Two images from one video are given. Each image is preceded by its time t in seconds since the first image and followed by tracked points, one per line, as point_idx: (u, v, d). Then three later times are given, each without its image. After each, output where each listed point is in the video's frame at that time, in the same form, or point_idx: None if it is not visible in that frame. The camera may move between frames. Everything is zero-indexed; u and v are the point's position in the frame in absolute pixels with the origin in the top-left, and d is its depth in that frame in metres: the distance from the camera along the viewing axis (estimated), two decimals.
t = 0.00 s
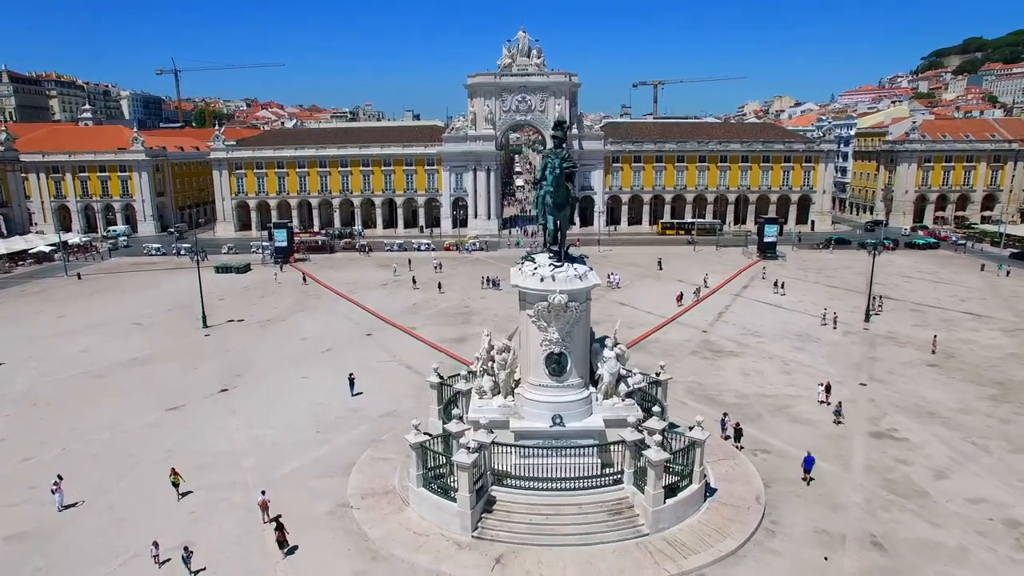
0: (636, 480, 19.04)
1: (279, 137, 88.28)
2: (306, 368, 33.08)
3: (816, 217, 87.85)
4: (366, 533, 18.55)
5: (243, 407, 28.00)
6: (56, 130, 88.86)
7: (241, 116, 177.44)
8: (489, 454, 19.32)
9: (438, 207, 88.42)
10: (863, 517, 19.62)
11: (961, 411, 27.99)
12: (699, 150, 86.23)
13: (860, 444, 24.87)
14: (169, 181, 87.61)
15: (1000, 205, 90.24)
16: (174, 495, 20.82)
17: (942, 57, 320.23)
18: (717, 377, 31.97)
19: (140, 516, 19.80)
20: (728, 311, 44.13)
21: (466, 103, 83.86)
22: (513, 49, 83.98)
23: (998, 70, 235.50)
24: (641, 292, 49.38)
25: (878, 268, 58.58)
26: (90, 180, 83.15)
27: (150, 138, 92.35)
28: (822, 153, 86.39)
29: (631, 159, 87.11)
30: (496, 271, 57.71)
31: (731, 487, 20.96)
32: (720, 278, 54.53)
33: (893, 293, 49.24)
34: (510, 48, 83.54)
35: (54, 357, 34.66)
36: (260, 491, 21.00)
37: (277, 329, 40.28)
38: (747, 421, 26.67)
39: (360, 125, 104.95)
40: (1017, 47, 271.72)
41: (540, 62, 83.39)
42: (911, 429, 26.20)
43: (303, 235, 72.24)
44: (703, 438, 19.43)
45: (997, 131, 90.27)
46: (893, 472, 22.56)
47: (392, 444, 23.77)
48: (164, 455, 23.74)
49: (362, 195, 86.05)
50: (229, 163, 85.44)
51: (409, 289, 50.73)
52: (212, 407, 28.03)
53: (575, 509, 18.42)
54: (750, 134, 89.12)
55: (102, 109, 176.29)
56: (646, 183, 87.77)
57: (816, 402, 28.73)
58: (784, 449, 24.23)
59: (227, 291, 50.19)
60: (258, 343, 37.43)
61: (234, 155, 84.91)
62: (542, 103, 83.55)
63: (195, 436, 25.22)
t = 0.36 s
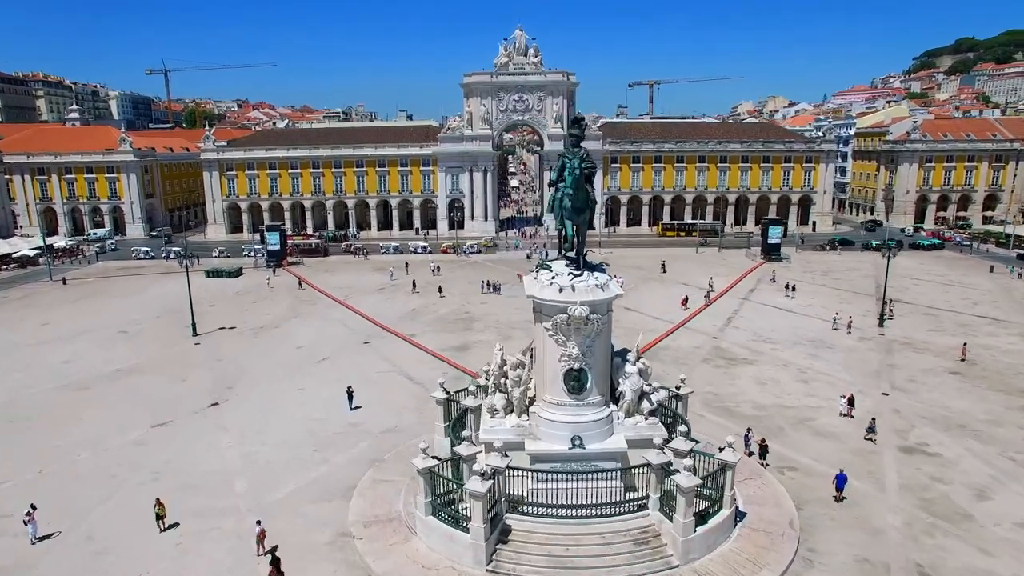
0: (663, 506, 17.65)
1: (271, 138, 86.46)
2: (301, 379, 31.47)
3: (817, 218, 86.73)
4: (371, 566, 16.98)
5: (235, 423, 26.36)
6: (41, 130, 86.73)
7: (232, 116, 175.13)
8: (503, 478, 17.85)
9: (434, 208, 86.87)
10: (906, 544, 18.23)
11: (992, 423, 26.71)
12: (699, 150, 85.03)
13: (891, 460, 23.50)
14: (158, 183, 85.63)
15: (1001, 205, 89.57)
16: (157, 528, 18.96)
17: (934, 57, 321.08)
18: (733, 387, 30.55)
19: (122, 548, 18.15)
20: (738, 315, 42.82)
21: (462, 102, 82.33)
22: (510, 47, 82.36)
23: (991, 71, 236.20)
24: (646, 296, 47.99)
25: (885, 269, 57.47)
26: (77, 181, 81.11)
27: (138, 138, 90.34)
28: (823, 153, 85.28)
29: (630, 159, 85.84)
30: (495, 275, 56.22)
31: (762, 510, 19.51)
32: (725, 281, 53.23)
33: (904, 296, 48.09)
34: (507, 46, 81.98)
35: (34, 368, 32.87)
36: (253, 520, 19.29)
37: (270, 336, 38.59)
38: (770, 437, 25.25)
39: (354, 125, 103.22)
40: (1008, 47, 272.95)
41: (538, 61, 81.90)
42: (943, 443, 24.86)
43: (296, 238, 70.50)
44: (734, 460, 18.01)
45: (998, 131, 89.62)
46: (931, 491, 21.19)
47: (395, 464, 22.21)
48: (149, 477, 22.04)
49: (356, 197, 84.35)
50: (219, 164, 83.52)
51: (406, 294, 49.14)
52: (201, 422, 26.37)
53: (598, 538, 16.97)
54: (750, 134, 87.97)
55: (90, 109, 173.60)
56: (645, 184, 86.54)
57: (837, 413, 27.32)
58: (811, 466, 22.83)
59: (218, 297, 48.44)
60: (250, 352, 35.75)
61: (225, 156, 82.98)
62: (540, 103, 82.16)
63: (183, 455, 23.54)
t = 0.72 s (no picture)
0: (685, 536, 16.21)
1: (253, 138, 84.19)
2: (287, 393, 29.71)
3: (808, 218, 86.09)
4: None
5: (218, 442, 24.61)
6: (13, 130, 83.74)
7: (212, 116, 171.81)
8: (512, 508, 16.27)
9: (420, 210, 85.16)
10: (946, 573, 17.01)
11: (1013, 434, 25.74)
12: (689, 150, 84.09)
13: (916, 476, 22.35)
14: (136, 185, 83.04)
15: (989, 204, 89.73)
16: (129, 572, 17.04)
17: (913, 58, 324.56)
18: (742, 398, 29.28)
19: None
20: (739, 320, 41.66)
21: (450, 101, 80.66)
22: (497, 46, 80.81)
23: (969, 72, 239.10)
24: (643, 300, 46.72)
25: (881, 271, 56.74)
26: (51, 183, 78.34)
27: (115, 138, 87.65)
28: (813, 154, 84.71)
29: (620, 159, 84.71)
30: (487, 279, 54.73)
31: (789, 537, 18.11)
32: (721, 283, 52.14)
33: (903, 298, 47.33)
34: (494, 44, 80.37)
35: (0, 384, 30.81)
36: (238, 558, 17.52)
37: (254, 346, 36.78)
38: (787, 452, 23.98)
39: (337, 125, 101.43)
40: (985, 49, 276.61)
41: (526, 59, 80.43)
42: (966, 457, 23.77)
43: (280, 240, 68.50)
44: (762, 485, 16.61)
45: (985, 131, 89.87)
46: (964, 511, 20.03)
47: (392, 488, 20.63)
48: (123, 507, 20.23)
49: (341, 198, 82.38)
50: (200, 165, 81.05)
51: (395, 299, 47.50)
52: (181, 442, 24.59)
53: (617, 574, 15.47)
54: (740, 134, 87.18)
55: (65, 108, 169.33)
56: (635, 184, 85.45)
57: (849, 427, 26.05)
58: (833, 484, 21.58)
59: (198, 304, 46.41)
60: (234, 363, 33.96)
61: (205, 157, 80.57)
62: (528, 102, 80.75)
63: (161, 481, 21.76)
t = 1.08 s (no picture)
0: (701, 564, 15.07)
1: (229, 137, 81.95)
2: (267, 405, 28.14)
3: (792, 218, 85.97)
4: None
5: (193, 461, 23.02)
6: None
7: (185, 116, 168.15)
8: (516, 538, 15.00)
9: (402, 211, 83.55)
10: None
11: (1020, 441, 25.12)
12: (673, 151, 83.57)
13: (929, 488, 21.52)
14: (106, 186, 80.33)
15: (968, 204, 90.35)
16: None
17: (886, 60, 329.07)
18: (742, 406, 28.32)
19: None
20: (732, 323, 40.85)
21: (431, 101, 79.18)
22: (479, 44, 79.49)
23: (941, 74, 243.15)
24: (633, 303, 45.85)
25: (869, 271, 56.45)
26: (17, 184, 75.43)
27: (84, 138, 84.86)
28: (797, 153, 84.62)
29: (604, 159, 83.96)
30: (472, 282, 53.44)
31: (808, 560, 17.06)
32: (711, 285, 51.41)
33: (894, 300, 46.98)
34: (476, 43, 79.10)
35: None
36: None
37: (232, 355, 35.08)
38: (794, 464, 23.01)
39: (315, 125, 99.44)
40: (957, 52, 281.41)
41: (509, 58, 79.28)
42: (977, 466, 23.03)
43: (258, 243, 66.54)
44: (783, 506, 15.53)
45: (964, 132, 90.54)
46: (983, 526, 19.23)
47: (382, 511, 19.27)
48: (89, 536, 18.59)
49: (320, 200, 80.49)
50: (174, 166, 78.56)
51: (379, 304, 45.99)
52: (153, 462, 22.95)
53: None
54: (724, 134, 86.85)
55: (32, 107, 164.53)
56: (619, 185, 84.76)
57: (854, 437, 25.05)
58: (845, 499, 20.64)
59: (172, 310, 44.47)
60: (210, 373, 32.25)
61: (179, 157, 78.12)
62: (511, 102, 79.58)
63: (131, 506, 20.14)
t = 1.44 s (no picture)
0: None
1: (194, 137, 79.09)
2: (239, 423, 26.36)
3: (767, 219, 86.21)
4: None
5: (159, 488, 21.23)
6: None
7: (147, 116, 163.13)
8: None
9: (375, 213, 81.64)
10: None
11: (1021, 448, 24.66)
12: (650, 151, 83.07)
13: (938, 500, 20.80)
14: (63, 187, 76.85)
15: (937, 205, 91.49)
16: None
17: (850, 63, 335.29)
18: (738, 416, 27.41)
19: None
20: (718, 327, 40.13)
21: (404, 100, 77.43)
22: (453, 43, 78.00)
23: (903, 78, 248.50)
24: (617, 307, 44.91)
25: (848, 272, 56.38)
26: None
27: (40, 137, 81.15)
28: (772, 154, 84.84)
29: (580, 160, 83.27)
30: (450, 286, 51.96)
31: None
32: (693, 287, 50.78)
33: (876, 301, 46.84)
34: (450, 41, 77.61)
35: None
36: None
37: (199, 367, 33.12)
38: (798, 478, 22.11)
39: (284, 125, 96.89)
40: (918, 55, 287.85)
41: (484, 57, 77.96)
42: (983, 476, 22.39)
43: (226, 247, 64.16)
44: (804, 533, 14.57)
45: (933, 133, 91.51)
46: (998, 543, 18.50)
47: (367, 542, 17.79)
48: None
49: (290, 201, 78.14)
50: (136, 167, 75.43)
51: (355, 310, 44.33)
52: (113, 490, 21.08)
53: None
54: (700, 134, 86.67)
55: None
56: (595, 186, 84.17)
57: (854, 450, 24.21)
58: (855, 515, 19.75)
59: (135, 319, 42.20)
60: (176, 388, 30.30)
61: (141, 158, 74.97)
62: (486, 101, 78.25)
63: (89, 542, 18.33)
